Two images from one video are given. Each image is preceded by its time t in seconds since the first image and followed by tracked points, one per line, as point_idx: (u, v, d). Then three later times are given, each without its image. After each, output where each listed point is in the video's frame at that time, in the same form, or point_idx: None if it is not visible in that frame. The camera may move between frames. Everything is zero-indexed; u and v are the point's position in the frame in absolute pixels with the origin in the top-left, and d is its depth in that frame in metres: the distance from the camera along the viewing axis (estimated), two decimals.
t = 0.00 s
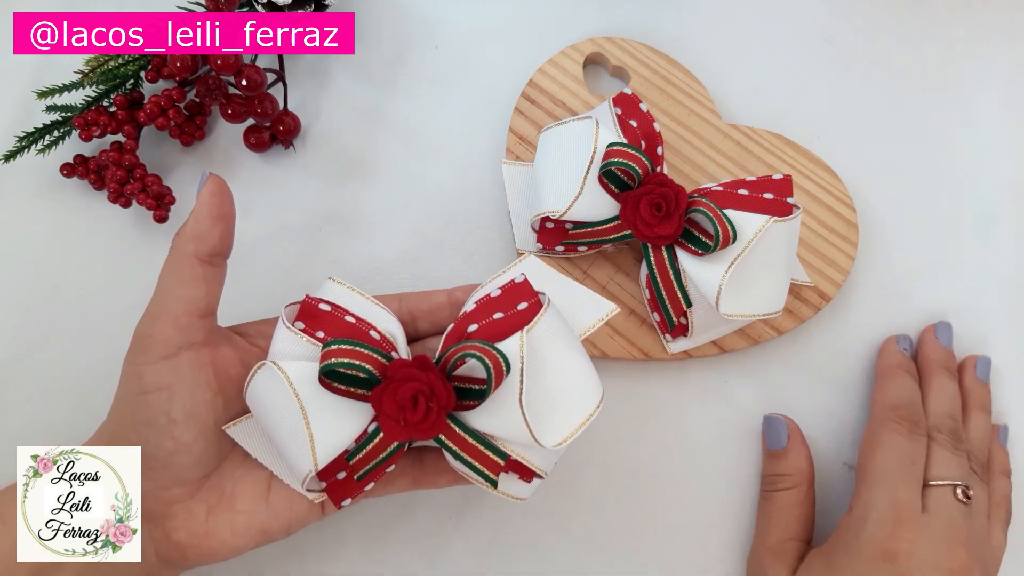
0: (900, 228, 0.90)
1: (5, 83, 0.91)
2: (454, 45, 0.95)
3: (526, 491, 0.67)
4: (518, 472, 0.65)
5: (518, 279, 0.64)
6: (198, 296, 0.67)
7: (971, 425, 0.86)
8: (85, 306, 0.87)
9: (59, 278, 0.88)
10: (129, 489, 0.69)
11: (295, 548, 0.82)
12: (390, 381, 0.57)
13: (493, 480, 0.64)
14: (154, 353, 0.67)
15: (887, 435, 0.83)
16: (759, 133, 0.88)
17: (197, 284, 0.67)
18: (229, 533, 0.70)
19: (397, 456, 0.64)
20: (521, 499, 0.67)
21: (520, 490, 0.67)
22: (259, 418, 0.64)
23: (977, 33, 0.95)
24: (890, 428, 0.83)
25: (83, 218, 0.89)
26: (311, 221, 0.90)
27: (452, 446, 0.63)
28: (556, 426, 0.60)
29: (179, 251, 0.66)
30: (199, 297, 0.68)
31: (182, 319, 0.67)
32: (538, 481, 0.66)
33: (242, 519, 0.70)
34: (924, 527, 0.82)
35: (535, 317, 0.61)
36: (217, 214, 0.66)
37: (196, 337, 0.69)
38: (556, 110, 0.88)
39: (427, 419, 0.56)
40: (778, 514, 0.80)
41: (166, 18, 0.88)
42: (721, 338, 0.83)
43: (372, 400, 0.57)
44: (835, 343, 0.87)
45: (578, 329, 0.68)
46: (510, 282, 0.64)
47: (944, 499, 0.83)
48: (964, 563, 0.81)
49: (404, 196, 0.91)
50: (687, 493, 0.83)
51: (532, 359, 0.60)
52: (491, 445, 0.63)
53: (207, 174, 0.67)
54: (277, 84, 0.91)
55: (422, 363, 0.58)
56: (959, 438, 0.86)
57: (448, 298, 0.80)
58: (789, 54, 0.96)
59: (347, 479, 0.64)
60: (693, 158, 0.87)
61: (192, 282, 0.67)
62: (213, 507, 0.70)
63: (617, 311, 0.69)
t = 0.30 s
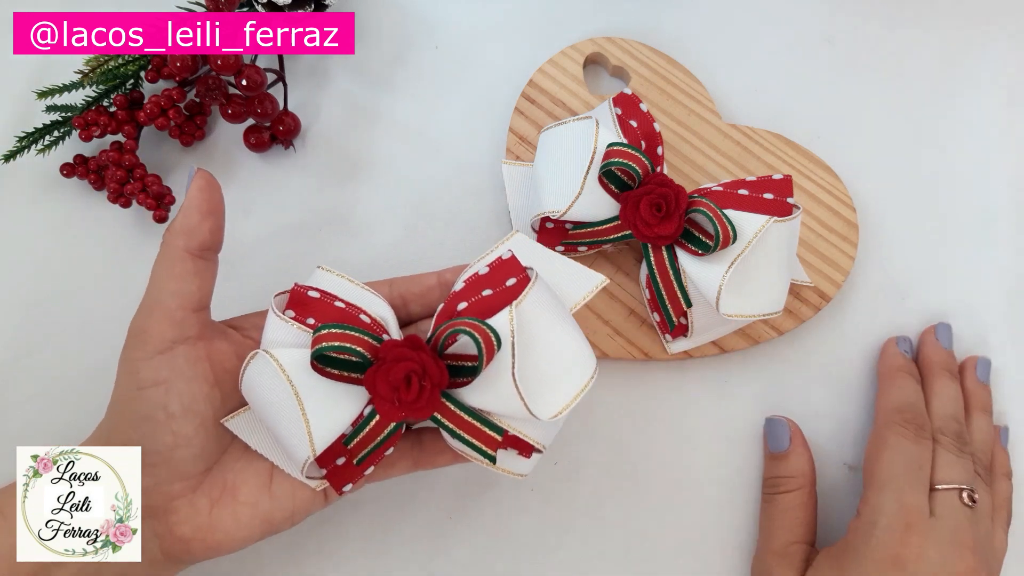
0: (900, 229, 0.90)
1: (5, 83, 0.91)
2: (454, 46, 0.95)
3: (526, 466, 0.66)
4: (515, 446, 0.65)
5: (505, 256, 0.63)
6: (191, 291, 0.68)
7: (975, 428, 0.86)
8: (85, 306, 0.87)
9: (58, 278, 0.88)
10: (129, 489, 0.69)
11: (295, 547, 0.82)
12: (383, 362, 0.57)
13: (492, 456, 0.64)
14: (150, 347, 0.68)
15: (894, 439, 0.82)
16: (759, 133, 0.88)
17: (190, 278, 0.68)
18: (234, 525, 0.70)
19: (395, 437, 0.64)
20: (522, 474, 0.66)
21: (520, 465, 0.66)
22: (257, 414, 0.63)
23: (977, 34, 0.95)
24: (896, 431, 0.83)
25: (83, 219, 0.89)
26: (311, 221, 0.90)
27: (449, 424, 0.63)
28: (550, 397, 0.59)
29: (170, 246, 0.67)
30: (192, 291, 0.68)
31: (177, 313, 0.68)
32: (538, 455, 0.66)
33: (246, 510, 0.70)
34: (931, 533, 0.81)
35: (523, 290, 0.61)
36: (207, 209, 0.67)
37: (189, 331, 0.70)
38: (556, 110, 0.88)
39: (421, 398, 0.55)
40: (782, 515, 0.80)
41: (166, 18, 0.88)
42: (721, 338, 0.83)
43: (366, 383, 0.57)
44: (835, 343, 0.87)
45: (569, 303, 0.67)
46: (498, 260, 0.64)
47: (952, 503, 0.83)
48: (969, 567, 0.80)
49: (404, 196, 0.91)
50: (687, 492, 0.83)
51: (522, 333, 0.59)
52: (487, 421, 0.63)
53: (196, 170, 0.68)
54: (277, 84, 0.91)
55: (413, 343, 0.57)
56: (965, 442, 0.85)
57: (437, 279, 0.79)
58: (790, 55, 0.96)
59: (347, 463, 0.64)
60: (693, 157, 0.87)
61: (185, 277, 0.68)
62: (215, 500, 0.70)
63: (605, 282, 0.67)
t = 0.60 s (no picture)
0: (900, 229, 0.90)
1: (5, 83, 0.91)
2: (454, 46, 0.95)
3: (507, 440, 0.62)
4: (493, 421, 0.60)
5: (457, 224, 0.60)
6: (141, 290, 0.68)
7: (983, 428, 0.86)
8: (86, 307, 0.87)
9: (58, 278, 0.88)
10: (129, 489, 0.68)
11: (295, 547, 0.82)
12: (338, 343, 0.54)
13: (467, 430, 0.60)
14: (101, 349, 0.68)
15: (901, 441, 0.83)
16: (759, 133, 0.88)
17: (139, 277, 0.67)
18: (206, 531, 0.70)
19: (365, 422, 0.62)
20: (502, 449, 0.61)
21: (499, 439, 0.61)
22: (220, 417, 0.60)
23: (978, 35, 0.95)
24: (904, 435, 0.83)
25: (83, 219, 0.89)
26: (311, 221, 0.90)
27: (415, 401, 0.59)
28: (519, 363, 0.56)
29: (118, 246, 0.67)
30: (141, 291, 0.68)
31: (127, 314, 0.68)
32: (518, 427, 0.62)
33: (218, 516, 0.70)
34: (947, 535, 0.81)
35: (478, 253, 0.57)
36: (155, 206, 0.66)
37: (141, 332, 0.69)
38: (556, 110, 0.88)
39: (383, 377, 0.53)
40: (788, 517, 0.80)
41: (166, 18, 0.88)
42: (721, 339, 0.83)
43: (324, 366, 0.54)
44: (835, 343, 0.87)
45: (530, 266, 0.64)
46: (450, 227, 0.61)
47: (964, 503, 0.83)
48: (983, 570, 0.80)
49: (404, 196, 0.91)
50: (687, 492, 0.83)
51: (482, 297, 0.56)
52: (457, 395, 0.59)
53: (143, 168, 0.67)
54: (277, 84, 0.91)
55: (368, 320, 0.54)
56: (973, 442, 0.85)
57: (393, 258, 0.78)
58: (789, 55, 0.96)
59: (318, 456, 0.61)
60: (693, 157, 0.87)
61: (134, 275, 0.67)
62: (185, 509, 0.70)
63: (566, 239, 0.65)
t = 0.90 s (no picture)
0: (901, 229, 0.90)
1: (5, 83, 0.91)
2: (454, 45, 0.95)
3: (464, 457, 0.62)
4: (449, 440, 0.61)
5: (406, 235, 0.59)
6: (74, 311, 0.68)
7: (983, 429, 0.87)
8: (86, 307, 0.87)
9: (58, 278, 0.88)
10: (129, 489, 0.69)
11: (294, 547, 0.82)
12: (277, 370, 0.54)
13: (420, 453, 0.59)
14: (35, 379, 0.69)
15: (900, 442, 0.82)
16: (759, 133, 0.88)
17: (71, 300, 0.67)
18: (158, 560, 0.70)
19: (313, 445, 0.62)
20: (461, 466, 0.62)
21: (460, 457, 0.62)
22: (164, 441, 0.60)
23: (978, 35, 0.95)
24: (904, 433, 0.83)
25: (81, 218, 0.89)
26: (311, 221, 0.90)
27: (363, 426, 0.58)
28: (474, 385, 0.55)
29: (51, 268, 0.67)
30: (75, 313, 0.68)
31: (61, 338, 0.68)
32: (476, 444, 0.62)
33: (169, 543, 0.70)
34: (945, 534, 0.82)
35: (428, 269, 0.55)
36: (89, 224, 0.66)
37: (78, 358, 0.70)
38: (556, 110, 0.88)
39: (326, 404, 0.52)
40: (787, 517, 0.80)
41: (166, 18, 0.88)
42: (722, 338, 0.83)
43: (263, 394, 0.54)
44: (835, 343, 0.87)
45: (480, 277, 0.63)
46: (400, 241, 0.59)
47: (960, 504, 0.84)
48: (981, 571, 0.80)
49: (403, 196, 0.90)
50: (687, 493, 0.83)
51: (431, 317, 0.54)
52: (407, 418, 0.58)
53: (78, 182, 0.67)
54: (277, 84, 0.91)
55: (306, 346, 0.54)
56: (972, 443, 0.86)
57: (342, 269, 0.79)
58: (790, 55, 0.96)
59: (267, 482, 0.61)
60: (693, 157, 0.87)
61: (68, 298, 0.67)
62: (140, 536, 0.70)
63: (523, 244, 0.64)
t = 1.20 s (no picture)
0: (901, 230, 0.90)
1: (6, 84, 0.91)
2: (454, 46, 0.95)
3: (453, 431, 0.63)
4: (438, 414, 0.61)
5: (387, 213, 0.59)
6: (57, 306, 0.68)
7: None
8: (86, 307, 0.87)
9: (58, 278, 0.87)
10: (130, 489, 0.69)
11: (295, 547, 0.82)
12: (263, 351, 0.55)
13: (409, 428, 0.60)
14: (19, 375, 0.69)
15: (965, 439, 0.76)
16: (759, 133, 0.88)
17: (53, 294, 0.68)
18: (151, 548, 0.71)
19: (302, 426, 0.62)
20: (451, 439, 0.63)
21: (447, 431, 0.63)
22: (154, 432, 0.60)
23: (979, 35, 0.95)
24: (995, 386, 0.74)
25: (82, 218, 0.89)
26: (311, 220, 0.90)
27: (351, 403, 0.59)
28: (456, 356, 0.55)
29: (30, 264, 0.68)
30: (57, 308, 0.68)
31: (43, 333, 0.69)
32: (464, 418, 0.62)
33: (161, 531, 0.71)
34: None
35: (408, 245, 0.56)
36: (65, 217, 0.67)
37: (61, 352, 0.71)
38: (556, 110, 0.88)
39: (311, 382, 0.53)
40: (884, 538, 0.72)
41: (166, 18, 0.88)
42: (722, 338, 0.83)
43: (249, 375, 0.55)
44: (835, 343, 0.87)
45: (462, 252, 0.64)
46: (380, 218, 0.59)
47: None
48: None
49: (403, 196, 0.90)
50: (688, 492, 0.83)
51: (415, 291, 0.55)
52: (395, 394, 0.59)
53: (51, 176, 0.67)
54: (277, 84, 0.91)
55: (290, 326, 0.56)
56: None
57: (324, 250, 0.79)
58: (790, 55, 0.96)
59: (258, 464, 0.61)
60: (693, 157, 0.87)
61: (48, 292, 0.68)
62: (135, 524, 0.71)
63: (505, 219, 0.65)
